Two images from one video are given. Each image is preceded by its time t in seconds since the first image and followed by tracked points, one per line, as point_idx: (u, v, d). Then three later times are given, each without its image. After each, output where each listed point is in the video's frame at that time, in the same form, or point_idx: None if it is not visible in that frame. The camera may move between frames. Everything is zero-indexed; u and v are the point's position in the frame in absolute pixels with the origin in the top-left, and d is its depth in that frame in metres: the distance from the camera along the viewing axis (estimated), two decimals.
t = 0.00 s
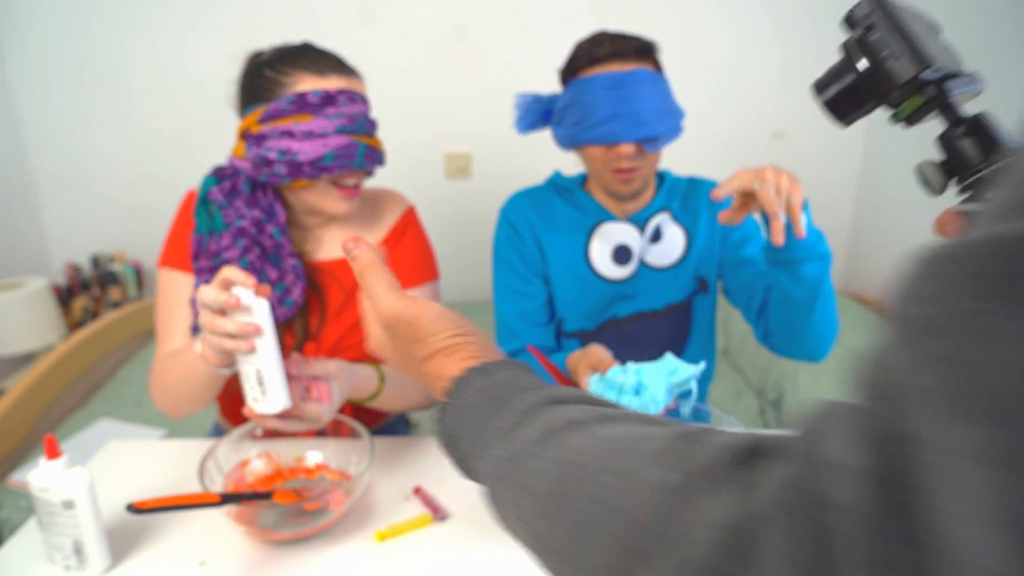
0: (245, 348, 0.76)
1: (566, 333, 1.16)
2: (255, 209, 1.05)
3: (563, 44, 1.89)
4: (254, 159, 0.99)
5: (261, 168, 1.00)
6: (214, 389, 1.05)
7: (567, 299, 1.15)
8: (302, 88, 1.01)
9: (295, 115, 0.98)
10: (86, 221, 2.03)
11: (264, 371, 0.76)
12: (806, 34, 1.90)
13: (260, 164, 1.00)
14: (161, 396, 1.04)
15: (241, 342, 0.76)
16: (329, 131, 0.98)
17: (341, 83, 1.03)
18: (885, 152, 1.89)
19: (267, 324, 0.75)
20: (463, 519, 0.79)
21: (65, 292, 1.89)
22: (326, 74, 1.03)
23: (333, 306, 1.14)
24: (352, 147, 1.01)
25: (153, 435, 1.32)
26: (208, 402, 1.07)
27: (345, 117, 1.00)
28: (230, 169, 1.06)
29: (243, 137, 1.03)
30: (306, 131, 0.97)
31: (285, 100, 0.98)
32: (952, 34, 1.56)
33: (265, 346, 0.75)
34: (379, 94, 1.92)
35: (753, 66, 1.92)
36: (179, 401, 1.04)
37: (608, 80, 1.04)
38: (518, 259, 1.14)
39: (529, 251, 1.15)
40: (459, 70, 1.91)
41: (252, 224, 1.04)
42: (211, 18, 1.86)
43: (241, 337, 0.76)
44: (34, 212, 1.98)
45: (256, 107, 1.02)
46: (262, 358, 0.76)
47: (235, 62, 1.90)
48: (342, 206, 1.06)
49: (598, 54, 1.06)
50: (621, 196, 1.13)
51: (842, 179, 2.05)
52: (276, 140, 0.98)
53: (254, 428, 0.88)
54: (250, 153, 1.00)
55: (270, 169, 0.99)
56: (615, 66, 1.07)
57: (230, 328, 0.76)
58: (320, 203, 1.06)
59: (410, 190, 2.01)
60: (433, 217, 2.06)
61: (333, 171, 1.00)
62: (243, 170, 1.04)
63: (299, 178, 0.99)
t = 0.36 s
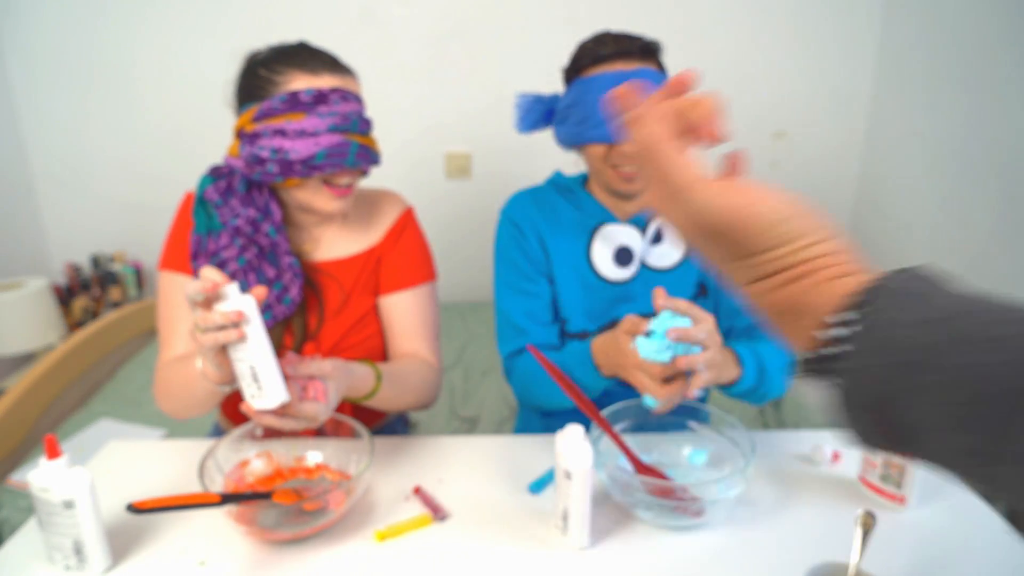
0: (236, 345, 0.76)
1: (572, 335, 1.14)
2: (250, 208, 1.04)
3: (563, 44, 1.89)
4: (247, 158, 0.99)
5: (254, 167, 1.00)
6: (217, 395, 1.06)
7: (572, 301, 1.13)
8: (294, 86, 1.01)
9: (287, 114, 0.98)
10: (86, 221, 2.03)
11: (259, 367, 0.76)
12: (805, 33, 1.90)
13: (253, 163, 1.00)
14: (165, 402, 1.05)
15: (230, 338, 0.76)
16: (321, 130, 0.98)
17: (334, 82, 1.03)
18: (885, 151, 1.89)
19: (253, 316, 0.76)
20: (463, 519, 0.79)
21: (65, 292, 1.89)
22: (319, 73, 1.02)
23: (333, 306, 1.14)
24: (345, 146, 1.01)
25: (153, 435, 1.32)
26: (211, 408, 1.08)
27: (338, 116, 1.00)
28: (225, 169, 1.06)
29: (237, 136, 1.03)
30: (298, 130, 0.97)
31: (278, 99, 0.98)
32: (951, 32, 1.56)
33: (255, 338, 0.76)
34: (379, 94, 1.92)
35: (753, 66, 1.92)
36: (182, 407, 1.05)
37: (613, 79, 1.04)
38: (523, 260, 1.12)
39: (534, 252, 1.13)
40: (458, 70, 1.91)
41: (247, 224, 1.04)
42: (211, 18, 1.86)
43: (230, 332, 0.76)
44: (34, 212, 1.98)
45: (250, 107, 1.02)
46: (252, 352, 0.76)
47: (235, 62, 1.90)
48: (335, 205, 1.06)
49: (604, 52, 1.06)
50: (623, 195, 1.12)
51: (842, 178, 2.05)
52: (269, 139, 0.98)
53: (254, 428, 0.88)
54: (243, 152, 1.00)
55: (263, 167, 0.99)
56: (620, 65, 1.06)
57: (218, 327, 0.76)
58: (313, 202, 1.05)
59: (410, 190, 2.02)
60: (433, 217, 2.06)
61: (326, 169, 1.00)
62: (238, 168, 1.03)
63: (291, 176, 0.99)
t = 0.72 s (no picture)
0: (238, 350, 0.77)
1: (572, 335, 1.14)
2: (250, 209, 1.04)
3: (562, 44, 1.89)
4: (245, 159, 0.99)
5: (252, 168, 1.00)
6: (217, 400, 1.07)
7: (571, 300, 1.13)
8: (293, 87, 1.01)
9: (285, 115, 0.99)
10: (86, 221, 2.03)
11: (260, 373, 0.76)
12: (805, 33, 1.90)
13: (251, 164, 1.00)
14: (166, 401, 1.07)
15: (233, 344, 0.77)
16: (319, 131, 0.98)
17: (333, 83, 1.03)
18: (885, 151, 1.89)
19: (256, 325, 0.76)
20: (463, 519, 0.79)
21: (65, 292, 1.89)
22: (318, 75, 1.03)
23: (333, 308, 1.14)
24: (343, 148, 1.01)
25: (153, 436, 1.32)
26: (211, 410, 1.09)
27: (336, 118, 1.00)
28: (224, 168, 1.04)
29: (236, 137, 1.03)
30: (296, 132, 0.98)
31: (276, 100, 0.98)
32: (951, 32, 1.56)
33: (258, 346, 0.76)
34: (378, 94, 1.93)
35: (753, 66, 1.92)
36: (182, 408, 1.06)
37: (614, 81, 1.04)
38: (522, 259, 1.13)
39: (532, 250, 1.13)
40: (458, 70, 1.91)
41: (246, 225, 1.03)
42: (211, 19, 1.86)
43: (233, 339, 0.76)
44: (34, 212, 1.98)
45: (248, 107, 1.03)
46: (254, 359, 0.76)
47: (235, 62, 1.90)
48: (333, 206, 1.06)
49: (606, 54, 1.05)
50: (625, 196, 1.12)
51: (842, 178, 2.05)
52: (267, 140, 0.98)
53: (255, 428, 0.88)
54: (241, 153, 1.00)
55: (261, 169, 1.00)
56: (622, 67, 1.06)
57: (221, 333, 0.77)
58: (311, 204, 1.06)
59: (409, 190, 2.02)
60: (432, 217, 2.06)
61: (323, 171, 1.00)
62: (236, 169, 1.02)
63: (288, 178, 1.00)
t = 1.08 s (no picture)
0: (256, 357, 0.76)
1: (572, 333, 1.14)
2: (251, 209, 1.03)
3: (563, 44, 1.89)
4: (248, 158, 1.00)
5: (254, 168, 1.00)
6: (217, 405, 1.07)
7: (574, 301, 1.13)
8: (296, 88, 1.01)
9: (288, 116, 0.99)
10: (87, 221, 2.03)
11: (276, 380, 0.77)
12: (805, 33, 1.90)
13: (253, 164, 1.00)
14: (163, 394, 1.06)
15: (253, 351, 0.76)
16: (321, 132, 0.98)
17: (335, 84, 1.03)
18: (885, 151, 1.89)
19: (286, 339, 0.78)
20: (462, 519, 0.79)
21: (65, 292, 1.89)
22: (320, 75, 1.02)
23: (331, 306, 1.14)
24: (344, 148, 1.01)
25: (153, 436, 1.32)
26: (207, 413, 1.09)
27: (338, 119, 1.00)
28: (228, 167, 1.05)
29: (240, 137, 1.04)
30: (298, 132, 0.98)
31: (279, 101, 0.98)
32: (951, 32, 1.56)
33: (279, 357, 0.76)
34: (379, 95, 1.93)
35: (753, 66, 1.92)
36: (178, 405, 1.06)
37: (617, 81, 1.04)
38: (524, 258, 1.13)
39: (535, 249, 1.13)
40: (459, 71, 1.91)
41: (247, 224, 1.03)
42: (211, 19, 1.86)
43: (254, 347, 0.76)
44: (34, 212, 1.98)
45: (252, 107, 1.03)
46: (272, 366, 0.76)
47: (236, 62, 1.90)
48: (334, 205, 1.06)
49: (608, 55, 1.06)
50: (625, 196, 1.12)
51: (842, 179, 2.05)
52: (269, 140, 0.99)
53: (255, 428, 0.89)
54: (244, 152, 1.01)
55: (262, 169, 1.00)
56: (625, 68, 1.06)
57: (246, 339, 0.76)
58: (313, 202, 1.05)
59: (410, 191, 2.02)
60: (433, 218, 2.06)
61: (324, 172, 1.00)
62: (239, 169, 1.02)
63: (290, 178, 1.00)
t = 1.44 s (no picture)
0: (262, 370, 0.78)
1: (569, 331, 1.14)
2: (258, 207, 1.05)
3: (564, 43, 1.89)
4: (254, 158, 1.01)
5: (259, 168, 1.01)
6: (135, 349, 0.96)
7: (573, 299, 1.13)
8: (302, 91, 1.02)
9: (293, 118, 1.00)
10: (87, 221, 2.03)
11: (244, 386, 0.77)
12: (805, 33, 1.90)
13: (260, 165, 1.01)
14: (100, 320, 1.01)
15: (267, 365, 0.78)
16: (324, 136, 0.99)
17: (340, 87, 1.03)
18: (885, 150, 1.89)
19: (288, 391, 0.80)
20: (462, 518, 0.79)
21: (65, 292, 1.89)
22: (324, 78, 1.02)
23: (337, 304, 1.13)
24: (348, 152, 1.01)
25: (153, 436, 1.32)
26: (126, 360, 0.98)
27: (342, 122, 1.00)
28: (237, 165, 1.06)
29: (250, 136, 1.05)
30: (302, 135, 0.99)
31: (284, 103, 0.99)
32: (951, 32, 1.56)
33: (267, 387, 0.78)
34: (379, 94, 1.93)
35: (754, 66, 1.92)
36: (103, 333, 0.98)
37: (620, 82, 1.04)
38: (523, 255, 1.12)
39: (535, 248, 1.12)
40: (460, 70, 1.91)
41: (253, 222, 1.04)
42: (211, 18, 1.86)
43: (273, 366, 0.78)
44: (34, 212, 1.98)
45: (260, 108, 1.04)
46: (259, 385, 0.77)
47: (236, 61, 1.90)
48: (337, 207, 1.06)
49: (612, 56, 1.06)
50: (627, 198, 1.12)
51: (842, 178, 2.05)
52: (275, 142, 1.00)
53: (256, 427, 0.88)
54: (251, 152, 1.02)
55: (268, 170, 1.01)
56: (629, 68, 1.06)
57: (277, 358, 0.79)
58: (318, 204, 1.06)
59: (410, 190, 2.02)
60: (433, 217, 2.06)
61: (327, 175, 1.01)
62: (247, 168, 1.04)
63: (293, 180, 1.01)
